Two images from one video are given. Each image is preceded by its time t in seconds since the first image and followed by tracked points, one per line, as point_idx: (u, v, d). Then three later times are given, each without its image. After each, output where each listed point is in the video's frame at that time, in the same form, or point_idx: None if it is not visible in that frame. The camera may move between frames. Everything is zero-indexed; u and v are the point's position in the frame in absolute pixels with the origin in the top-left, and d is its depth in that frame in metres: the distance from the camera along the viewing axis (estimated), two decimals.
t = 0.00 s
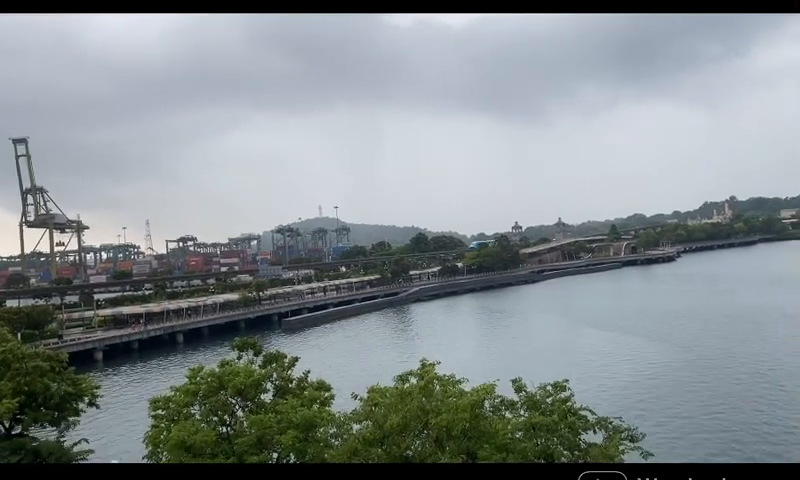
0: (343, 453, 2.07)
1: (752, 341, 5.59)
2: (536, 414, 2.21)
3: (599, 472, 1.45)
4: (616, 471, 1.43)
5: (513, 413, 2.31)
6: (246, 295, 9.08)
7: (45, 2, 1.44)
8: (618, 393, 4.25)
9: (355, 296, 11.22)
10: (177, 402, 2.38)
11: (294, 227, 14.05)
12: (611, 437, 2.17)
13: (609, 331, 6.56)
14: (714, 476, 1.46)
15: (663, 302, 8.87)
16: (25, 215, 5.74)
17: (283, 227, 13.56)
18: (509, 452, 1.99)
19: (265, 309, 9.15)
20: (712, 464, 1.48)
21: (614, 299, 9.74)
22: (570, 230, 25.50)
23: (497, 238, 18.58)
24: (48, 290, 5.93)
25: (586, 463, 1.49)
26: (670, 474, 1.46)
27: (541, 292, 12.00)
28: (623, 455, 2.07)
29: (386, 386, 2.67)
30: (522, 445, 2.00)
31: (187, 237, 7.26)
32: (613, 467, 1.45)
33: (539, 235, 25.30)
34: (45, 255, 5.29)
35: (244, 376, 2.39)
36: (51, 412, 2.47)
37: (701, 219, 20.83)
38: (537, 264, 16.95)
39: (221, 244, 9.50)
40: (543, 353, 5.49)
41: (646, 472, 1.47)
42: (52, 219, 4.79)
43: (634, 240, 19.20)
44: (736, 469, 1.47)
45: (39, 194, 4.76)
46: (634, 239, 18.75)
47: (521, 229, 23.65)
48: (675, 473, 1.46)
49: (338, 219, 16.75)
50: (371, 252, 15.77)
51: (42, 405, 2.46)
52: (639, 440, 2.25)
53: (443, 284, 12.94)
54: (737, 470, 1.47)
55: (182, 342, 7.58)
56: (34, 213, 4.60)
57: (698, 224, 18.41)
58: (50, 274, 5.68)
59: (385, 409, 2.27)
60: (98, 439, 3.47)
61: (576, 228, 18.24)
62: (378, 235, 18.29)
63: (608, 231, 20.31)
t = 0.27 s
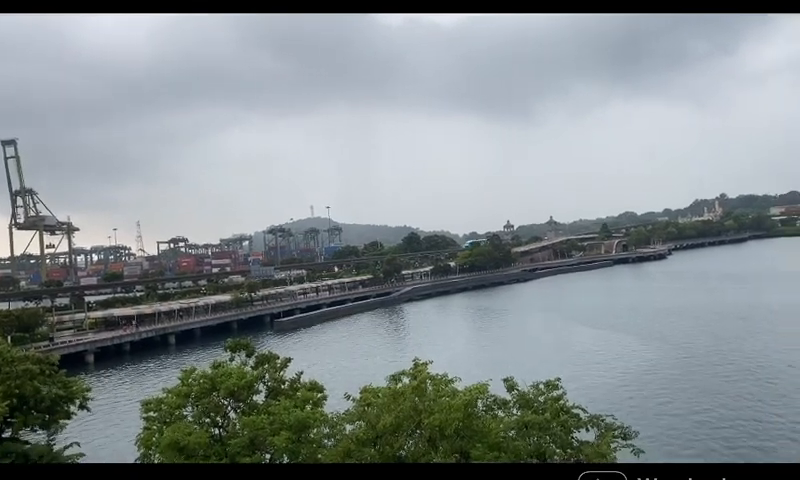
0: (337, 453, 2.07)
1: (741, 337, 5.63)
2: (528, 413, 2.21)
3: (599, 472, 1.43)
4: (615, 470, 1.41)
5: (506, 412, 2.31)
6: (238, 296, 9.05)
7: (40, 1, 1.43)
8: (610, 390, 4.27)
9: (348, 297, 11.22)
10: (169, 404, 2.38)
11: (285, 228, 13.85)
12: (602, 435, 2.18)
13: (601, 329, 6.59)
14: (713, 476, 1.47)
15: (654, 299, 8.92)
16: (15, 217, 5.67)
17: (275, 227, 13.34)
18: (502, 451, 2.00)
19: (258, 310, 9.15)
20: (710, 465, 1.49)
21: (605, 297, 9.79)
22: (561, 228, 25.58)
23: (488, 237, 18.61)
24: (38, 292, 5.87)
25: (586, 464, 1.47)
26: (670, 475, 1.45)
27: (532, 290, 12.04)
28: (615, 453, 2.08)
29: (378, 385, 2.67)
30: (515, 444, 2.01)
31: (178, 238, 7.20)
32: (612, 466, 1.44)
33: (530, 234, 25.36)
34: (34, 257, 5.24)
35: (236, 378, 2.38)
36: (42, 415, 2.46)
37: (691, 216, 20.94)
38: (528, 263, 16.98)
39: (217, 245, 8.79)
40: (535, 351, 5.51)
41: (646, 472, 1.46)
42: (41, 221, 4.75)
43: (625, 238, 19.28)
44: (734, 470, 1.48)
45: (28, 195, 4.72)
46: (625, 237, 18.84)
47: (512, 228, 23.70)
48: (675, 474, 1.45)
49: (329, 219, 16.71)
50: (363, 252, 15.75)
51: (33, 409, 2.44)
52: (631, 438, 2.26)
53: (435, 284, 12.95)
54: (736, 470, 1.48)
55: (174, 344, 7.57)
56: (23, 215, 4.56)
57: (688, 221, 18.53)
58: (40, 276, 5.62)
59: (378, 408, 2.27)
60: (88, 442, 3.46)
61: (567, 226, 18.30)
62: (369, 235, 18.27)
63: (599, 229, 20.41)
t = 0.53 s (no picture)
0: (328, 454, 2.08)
1: (729, 333, 5.68)
2: (518, 411, 2.22)
3: (600, 472, 1.50)
4: (615, 470, 1.48)
5: (496, 411, 2.32)
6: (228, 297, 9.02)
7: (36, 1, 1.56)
8: (600, 387, 4.30)
9: (338, 297, 11.22)
10: (159, 405, 2.36)
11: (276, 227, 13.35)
12: (592, 432, 2.19)
13: (590, 326, 6.62)
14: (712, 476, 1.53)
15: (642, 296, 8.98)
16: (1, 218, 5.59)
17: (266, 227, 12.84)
18: (492, 449, 2.01)
19: (247, 311, 9.12)
20: (710, 465, 1.55)
21: (594, 294, 9.84)
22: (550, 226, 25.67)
23: (478, 236, 18.65)
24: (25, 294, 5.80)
25: (587, 463, 1.55)
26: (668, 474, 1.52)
27: (522, 288, 12.09)
28: (604, 450, 2.09)
29: (368, 385, 2.67)
30: (505, 442, 2.02)
31: (166, 239, 7.14)
32: (612, 467, 1.51)
33: (520, 232, 25.45)
34: (22, 259, 5.18)
35: (226, 379, 2.37)
36: (30, 418, 2.44)
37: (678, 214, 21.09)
38: (518, 261, 17.04)
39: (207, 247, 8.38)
40: (525, 349, 5.53)
41: (646, 472, 1.53)
42: (28, 223, 4.70)
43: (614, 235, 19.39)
44: (732, 469, 1.55)
45: (14, 197, 4.68)
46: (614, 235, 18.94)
47: (502, 227, 23.78)
48: (673, 474, 1.51)
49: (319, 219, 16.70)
50: (353, 251, 15.75)
51: (20, 412, 2.42)
52: (620, 435, 2.27)
53: (425, 283, 12.96)
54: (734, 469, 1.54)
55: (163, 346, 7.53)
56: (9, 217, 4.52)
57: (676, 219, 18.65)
58: (27, 278, 5.56)
59: (368, 408, 2.27)
60: (78, 445, 3.44)
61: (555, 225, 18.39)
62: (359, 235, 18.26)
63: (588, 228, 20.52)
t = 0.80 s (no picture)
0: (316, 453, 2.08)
1: (711, 329, 5.75)
2: (504, 407, 2.24)
3: (599, 472, 1.46)
4: (615, 470, 1.44)
5: (482, 407, 2.33)
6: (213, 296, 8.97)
7: None
8: (586, 383, 4.34)
9: (324, 296, 11.21)
10: (144, 406, 2.35)
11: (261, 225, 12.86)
12: (577, 427, 2.21)
13: (576, 322, 6.68)
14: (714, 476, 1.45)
15: (626, 293, 9.06)
16: None
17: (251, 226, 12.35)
18: (479, 446, 2.02)
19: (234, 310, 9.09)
20: (713, 464, 1.47)
21: (580, 291, 9.91)
22: (535, 223, 25.78)
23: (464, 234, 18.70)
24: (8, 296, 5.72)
25: (587, 463, 1.50)
26: (669, 474, 1.45)
27: (508, 286, 12.15)
28: (590, 445, 2.11)
29: (355, 384, 2.67)
30: (491, 438, 2.03)
31: (150, 239, 7.08)
32: (612, 467, 1.46)
33: (506, 230, 25.54)
34: (4, 260, 5.12)
35: (212, 379, 2.36)
36: (14, 421, 2.42)
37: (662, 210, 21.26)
38: (504, 258, 17.10)
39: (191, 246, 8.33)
40: (511, 346, 5.56)
41: (647, 472, 1.46)
42: (10, 223, 4.65)
43: (599, 232, 19.52)
44: (736, 470, 1.46)
45: None
46: (599, 232, 19.06)
47: (488, 225, 23.84)
48: (675, 473, 1.44)
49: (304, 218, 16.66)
50: (339, 250, 15.72)
51: (3, 414, 2.40)
52: (606, 430, 2.29)
53: (412, 281, 12.97)
54: (738, 470, 1.46)
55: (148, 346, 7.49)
56: None
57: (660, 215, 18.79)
58: (10, 280, 5.48)
59: (355, 406, 2.27)
60: (64, 447, 3.41)
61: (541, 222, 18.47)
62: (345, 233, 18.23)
63: (574, 225, 20.64)
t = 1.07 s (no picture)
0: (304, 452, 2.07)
1: (696, 325, 5.80)
2: (492, 405, 2.24)
3: (599, 472, 1.42)
4: (615, 470, 1.40)
5: (470, 405, 2.33)
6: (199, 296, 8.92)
7: None
8: (573, 380, 4.36)
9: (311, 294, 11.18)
10: (129, 406, 2.33)
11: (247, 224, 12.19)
12: (564, 424, 2.21)
13: (562, 320, 6.71)
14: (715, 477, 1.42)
15: (612, 289, 9.11)
16: None
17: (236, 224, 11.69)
18: (466, 443, 2.02)
19: (220, 309, 9.04)
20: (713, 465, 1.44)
21: (566, 288, 9.96)
22: (522, 221, 25.86)
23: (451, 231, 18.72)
24: None
25: (586, 462, 1.45)
26: (670, 474, 1.42)
27: (495, 283, 12.18)
28: (577, 442, 2.12)
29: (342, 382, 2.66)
30: (479, 435, 2.03)
31: (135, 238, 7.00)
32: (612, 466, 1.42)
33: (493, 228, 25.61)
34: None
35: (199, 379, 2.35)
36: None
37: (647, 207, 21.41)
38: (491, 256, 17.14)
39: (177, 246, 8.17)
40: (499, 344, 5.57)
41: (647, 472, 1.42)
42: None
43: (584, 230, 19.62)
44: (737, 469, 1.43)
45: None
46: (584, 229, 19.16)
47: (474, 222, 23.89)
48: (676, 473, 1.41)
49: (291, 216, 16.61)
50: (326, 248, 15.69)
51: None
52: (592, 426, 2.30)
53: (399, 279, 12.97)
54: (738, 470, 1.43)
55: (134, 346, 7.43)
56: None
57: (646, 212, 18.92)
58: None
59: (343, 405, 2.27)
60: (48, 449, 3.37)
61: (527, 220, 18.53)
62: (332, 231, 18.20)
63: (560, 223, 20.72)
